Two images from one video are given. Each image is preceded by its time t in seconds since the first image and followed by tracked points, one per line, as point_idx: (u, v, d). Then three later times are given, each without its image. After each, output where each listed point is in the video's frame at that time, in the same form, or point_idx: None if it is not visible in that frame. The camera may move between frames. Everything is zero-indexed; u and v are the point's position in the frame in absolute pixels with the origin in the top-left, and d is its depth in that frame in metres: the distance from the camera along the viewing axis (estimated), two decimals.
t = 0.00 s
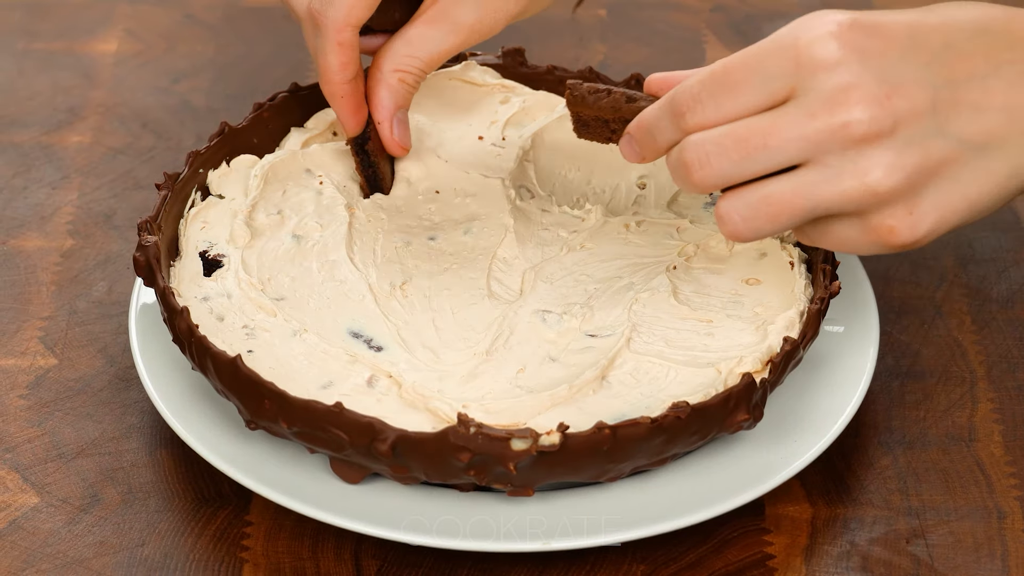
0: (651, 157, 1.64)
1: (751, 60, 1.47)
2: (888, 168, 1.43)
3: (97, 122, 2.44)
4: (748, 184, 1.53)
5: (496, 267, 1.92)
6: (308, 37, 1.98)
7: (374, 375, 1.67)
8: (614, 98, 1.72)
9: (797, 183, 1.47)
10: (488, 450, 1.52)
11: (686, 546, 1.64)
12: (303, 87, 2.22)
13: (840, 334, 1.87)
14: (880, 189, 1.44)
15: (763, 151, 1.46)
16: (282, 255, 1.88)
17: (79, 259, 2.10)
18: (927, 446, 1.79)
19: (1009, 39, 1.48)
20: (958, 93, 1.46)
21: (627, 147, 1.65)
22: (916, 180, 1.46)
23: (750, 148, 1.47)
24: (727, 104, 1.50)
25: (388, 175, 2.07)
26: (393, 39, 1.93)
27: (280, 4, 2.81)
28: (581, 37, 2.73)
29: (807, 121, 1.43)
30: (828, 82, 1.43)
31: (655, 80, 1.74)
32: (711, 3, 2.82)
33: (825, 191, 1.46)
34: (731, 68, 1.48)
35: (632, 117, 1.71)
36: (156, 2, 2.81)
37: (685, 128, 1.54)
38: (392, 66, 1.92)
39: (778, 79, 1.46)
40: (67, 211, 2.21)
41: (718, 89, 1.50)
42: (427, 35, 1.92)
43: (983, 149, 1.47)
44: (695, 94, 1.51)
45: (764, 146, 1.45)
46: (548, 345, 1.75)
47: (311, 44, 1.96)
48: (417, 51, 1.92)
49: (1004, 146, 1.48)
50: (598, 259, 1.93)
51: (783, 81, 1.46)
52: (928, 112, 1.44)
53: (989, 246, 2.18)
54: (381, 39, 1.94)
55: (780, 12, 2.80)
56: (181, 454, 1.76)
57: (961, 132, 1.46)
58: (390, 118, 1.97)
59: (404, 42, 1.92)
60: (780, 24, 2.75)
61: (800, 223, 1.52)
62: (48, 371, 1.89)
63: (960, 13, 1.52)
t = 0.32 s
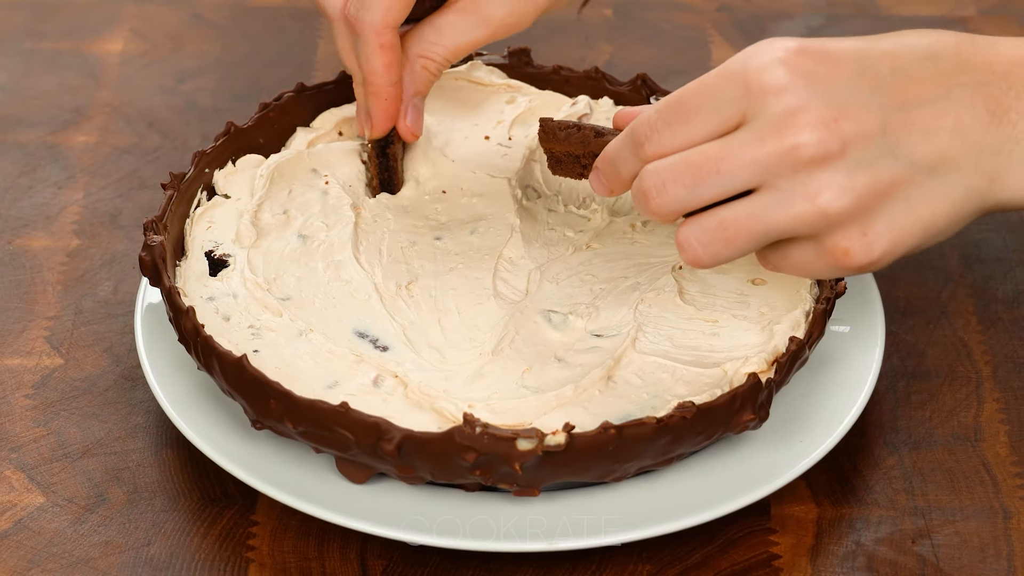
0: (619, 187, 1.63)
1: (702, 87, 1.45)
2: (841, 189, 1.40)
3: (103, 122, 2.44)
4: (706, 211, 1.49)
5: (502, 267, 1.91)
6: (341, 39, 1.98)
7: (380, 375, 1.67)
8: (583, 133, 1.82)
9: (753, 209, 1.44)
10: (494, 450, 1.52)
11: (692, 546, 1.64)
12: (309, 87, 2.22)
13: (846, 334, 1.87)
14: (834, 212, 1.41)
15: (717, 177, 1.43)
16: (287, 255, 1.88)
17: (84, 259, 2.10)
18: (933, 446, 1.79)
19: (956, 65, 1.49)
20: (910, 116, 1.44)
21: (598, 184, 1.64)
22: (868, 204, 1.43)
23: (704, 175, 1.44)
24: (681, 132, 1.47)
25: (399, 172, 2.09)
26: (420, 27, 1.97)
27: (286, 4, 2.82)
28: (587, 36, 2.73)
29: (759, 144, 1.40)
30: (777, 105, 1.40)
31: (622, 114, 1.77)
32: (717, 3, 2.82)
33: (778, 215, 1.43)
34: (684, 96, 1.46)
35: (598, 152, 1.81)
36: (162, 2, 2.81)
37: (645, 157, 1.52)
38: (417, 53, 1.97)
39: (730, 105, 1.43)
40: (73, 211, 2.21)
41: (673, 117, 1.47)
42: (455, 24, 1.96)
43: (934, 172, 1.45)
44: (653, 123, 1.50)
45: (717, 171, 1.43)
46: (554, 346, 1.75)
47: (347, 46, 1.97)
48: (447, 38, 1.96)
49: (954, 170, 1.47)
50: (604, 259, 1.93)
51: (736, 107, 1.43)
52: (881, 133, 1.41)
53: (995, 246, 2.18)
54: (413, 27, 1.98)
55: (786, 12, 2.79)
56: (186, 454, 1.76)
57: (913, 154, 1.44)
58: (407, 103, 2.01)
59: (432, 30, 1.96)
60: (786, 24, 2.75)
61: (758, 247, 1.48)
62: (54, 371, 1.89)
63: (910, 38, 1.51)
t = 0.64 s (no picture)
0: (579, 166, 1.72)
1: (659, 68, 1.53)
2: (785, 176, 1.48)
3: (108, 122, 2.44)
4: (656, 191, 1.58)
5: (507, 267, 1.91)
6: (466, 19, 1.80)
7: (385, 375, 1.67)
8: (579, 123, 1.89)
9: (699, 191, 1.52)
10: (500, 450, 1.52)
11: (697, 546, 1.64)
12: (315, 87, 2.23)
13: (851, 335, 1.86)
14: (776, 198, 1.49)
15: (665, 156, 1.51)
16: (292, 254, 1.88)
17: (90, 259, 2.10)
18: (938, 446, 1.79)
19: (916, 68, 1.55)
20: (861, 111, 1.52)
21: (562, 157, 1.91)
22: (812, 194, 1.50)
23: (652, 154, 1.52)
24: (637, 108, 1.55)
25: (405, 173, 2.10)
26: None
27: (291, 4, 2.82)
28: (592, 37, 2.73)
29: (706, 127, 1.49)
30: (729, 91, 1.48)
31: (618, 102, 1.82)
32: (723, 3, 2.82)
33: (723, 199, 1.51)
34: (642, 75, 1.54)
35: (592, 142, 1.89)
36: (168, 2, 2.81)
37: (601, 131, 1.60)
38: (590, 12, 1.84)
39: (684, 88, 1.52)
40: (78, 211, 2.21)
41: (629, 96, 1.56)
42: None
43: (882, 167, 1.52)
44: (611, 100, 1.58)
45: (665, 151, 1.50)
46: (559, 346, 1.76)
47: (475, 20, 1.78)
48: None
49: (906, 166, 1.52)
50: (610, 260, 1.93)
51: (690, 90, 1.52)
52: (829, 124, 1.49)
53: (1000, 247, 2.18)
54: None
55: (792, 12, 2.79)
56: (192, 454, 1.76)
57: (860, 149, 1.51)
58: (594, 71, 1.79)
59: None
60: (791, 24, 2.74)
61: (705, 229, 1.56)
62: (59, 371, 1.89)
63: (875, 39, 1.58)
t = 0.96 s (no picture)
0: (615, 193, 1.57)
1: (673, 199, 1.38)
2: (828, 268, 1.44)
3: (114, 122, 2.44)
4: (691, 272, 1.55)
5: (512, 268, 1.91)
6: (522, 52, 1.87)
7: (391, 375, 1.68)
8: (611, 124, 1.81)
9: (739, 288, 1.51)
10: (505, 450, 1.52)
11: (703, 546, 1.64)
12: (321, 87, 2.22)
13: (857, 335, 1.87)
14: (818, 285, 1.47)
15: (706, 279, 1.48)
16: (297, 254, 1.88)
17: (95, 259, 2.10)
18: (944, 446, 1.79)
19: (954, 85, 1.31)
20: (896, 199, 1.34)
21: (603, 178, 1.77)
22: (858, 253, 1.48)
23: (689, 276, 1.49)
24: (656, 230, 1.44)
25: (411, 173, 2.08)
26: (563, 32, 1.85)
27: (296, 4, 2.82)
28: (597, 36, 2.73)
29: (741, 253, 1.41)
30: (761, 220, 1.36)
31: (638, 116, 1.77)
32: (729, 3, 2.81)
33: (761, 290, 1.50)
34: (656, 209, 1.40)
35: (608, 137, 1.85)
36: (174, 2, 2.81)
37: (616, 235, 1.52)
38: (632, 53, 1.79)
39: (707, 221, 1.37)
40: (84, 211, 2.21)
41: (648, 225, 1.44)
42: (654, 15, 1.79)
43: (910, 228, 1.39)
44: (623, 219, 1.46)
45: (703, 275, 1.48)
46: (565, 346, 1.76)
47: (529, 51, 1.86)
48: (669, 20, 1.79)
49: (937, 216, 1.38)
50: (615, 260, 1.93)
51: (714, 222, 1.38)
52: (865, 229, 1.36)
53: (1006, 247, 2.18)
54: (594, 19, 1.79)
55: (797, 12, 2.79)
56: (198, 454, 1.76)
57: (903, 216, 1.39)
58: (617, 112, 1.79)
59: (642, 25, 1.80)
60: (797, 24, 2.74)
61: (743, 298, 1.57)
62: (65, 371, 1.89)
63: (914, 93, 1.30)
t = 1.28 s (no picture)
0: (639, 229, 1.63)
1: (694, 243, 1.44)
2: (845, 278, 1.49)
3: (119, 122, 2.44)
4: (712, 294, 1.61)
5: (518, 267, 1.91)
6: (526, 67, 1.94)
7: (396, 375, 1.68)
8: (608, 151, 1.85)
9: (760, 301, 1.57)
10: (511, 450, 1.52)
11: (708, 546, 1.64)
12: (327, 86, 2.22)
13: (863, 335, 1.87)
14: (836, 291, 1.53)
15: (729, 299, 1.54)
16: (303, 254, 1.88)
17: (101, 259, 2.10)
18: (949, 446, 1.79)
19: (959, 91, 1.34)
20: (908, 217, 1.38)
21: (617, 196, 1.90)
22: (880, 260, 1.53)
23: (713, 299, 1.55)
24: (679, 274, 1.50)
25: (416, 172, 2.07)
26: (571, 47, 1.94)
27: (301, 4, 2.82)
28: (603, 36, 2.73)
29: (760, 278, 1.47)
30: (778, 251, 1.42)
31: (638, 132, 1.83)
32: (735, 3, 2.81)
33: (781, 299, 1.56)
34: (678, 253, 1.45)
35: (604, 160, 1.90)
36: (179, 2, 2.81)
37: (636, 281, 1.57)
38: (637, 71, 1.91)
39: (726, 256, 1.43)
40: (89, 211, 2.21)
41: (671, 273, 1.48)
42: (665, 35, 1.91)
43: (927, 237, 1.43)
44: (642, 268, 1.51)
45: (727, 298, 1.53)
46: (570, 346, 1.76)
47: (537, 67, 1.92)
48: (679, 41, 1.90)
49: (950, 225, 1.42)
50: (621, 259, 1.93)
51: (733, 256, 1.43)
52: (879, 247, 1.41)
53: (1013, 248, 2.17)
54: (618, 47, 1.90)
55: (803, 12, 2.78)
56: (203, 454, 1.76)
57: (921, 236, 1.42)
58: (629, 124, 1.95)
59: (649, 46, 1.91)
60: (803, 24, 2.73)
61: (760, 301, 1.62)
62: (70, 371, 1.89)
63: (927, 112, 1.33)
